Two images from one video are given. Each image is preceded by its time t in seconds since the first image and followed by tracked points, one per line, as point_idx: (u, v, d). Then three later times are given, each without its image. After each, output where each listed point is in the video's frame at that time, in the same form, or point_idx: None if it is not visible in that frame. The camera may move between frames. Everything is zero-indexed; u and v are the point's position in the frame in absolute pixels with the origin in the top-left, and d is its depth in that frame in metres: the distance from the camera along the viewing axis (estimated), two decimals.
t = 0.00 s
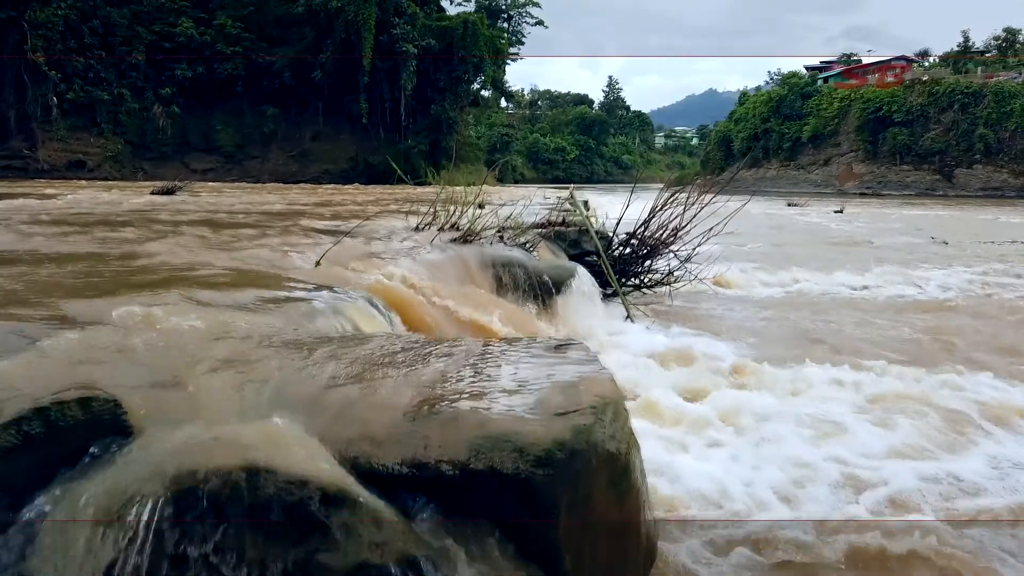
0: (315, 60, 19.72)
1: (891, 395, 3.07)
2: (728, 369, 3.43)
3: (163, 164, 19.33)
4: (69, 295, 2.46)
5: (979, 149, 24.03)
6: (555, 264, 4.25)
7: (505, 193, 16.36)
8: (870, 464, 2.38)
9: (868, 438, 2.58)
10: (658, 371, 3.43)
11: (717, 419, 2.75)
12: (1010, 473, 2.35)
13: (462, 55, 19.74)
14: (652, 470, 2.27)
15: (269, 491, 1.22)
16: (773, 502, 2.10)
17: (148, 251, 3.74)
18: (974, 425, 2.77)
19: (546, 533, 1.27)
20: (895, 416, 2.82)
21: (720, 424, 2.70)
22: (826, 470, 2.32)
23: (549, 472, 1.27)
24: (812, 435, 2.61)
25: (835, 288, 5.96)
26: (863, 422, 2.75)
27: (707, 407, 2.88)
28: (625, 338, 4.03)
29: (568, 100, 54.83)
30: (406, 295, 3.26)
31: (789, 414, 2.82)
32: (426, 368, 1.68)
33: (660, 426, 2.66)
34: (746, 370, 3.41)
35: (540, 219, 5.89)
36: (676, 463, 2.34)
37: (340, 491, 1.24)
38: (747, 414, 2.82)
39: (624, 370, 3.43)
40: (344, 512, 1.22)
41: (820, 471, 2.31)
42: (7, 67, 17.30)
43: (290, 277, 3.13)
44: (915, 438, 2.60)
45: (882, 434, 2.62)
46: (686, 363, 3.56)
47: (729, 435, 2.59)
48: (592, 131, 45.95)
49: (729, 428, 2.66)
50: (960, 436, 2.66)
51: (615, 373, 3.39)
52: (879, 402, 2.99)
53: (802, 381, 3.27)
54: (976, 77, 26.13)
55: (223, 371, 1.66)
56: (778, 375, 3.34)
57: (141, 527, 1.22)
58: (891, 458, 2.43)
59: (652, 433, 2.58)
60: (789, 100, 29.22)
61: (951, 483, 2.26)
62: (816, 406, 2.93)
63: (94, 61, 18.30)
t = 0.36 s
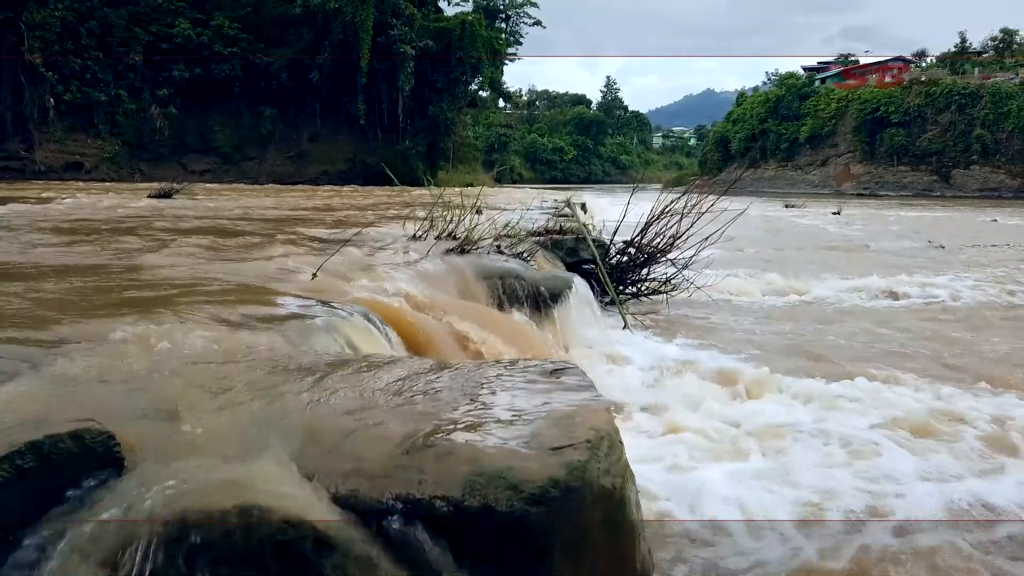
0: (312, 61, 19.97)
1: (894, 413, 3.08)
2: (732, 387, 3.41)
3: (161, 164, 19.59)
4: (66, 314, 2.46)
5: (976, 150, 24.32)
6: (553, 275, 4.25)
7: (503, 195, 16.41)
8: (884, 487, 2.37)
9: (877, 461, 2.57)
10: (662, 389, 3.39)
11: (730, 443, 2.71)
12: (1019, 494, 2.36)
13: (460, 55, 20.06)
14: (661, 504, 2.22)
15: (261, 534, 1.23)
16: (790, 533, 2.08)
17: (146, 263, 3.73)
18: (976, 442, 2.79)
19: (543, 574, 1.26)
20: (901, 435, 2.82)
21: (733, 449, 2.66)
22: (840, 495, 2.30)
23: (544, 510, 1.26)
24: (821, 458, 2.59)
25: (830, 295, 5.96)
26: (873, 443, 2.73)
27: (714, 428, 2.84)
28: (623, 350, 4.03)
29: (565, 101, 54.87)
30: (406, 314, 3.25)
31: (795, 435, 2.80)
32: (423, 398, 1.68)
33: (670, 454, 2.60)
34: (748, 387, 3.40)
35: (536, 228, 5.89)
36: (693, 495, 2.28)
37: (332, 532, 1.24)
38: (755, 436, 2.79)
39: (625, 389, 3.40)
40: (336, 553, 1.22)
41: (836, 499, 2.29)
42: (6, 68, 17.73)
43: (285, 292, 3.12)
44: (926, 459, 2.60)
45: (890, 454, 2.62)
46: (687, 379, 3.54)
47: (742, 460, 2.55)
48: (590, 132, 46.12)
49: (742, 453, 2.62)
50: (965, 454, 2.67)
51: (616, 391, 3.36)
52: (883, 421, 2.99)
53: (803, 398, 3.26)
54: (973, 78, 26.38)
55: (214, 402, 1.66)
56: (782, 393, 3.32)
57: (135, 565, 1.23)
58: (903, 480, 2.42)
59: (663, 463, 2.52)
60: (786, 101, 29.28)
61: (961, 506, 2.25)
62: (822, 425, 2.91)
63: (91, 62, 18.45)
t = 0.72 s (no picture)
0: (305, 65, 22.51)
1: (895, 430, 3.09)
2: (734, 403, 3.41)
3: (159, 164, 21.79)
4: (64, 335, 2.44)
5: (974, 151, 25.65)
6: (550, 288, 4.24)
7: (503, 199, 16.51)
8: (897, 512, 2.36)
9: (887, 484, 2.57)
10: (667, 405, 3.38)
11: (746, 468, 2.67)
12: None
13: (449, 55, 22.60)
14: (682, 533, 2.20)
15: None
16: (807, 561, 2.07)
17: (145, 277, 3.72)
18: (978, 461, 2.81)
19: None
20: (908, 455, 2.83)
21: (751, 474, 2.62)
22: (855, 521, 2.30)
23: (540, 554, 1.31)
24: (833, 481, 2.58)
25: (827, 304, 5.97)
26: (883, 464, 2.73)
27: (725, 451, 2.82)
28: (622, 363, 4.04)
29: (563, 101, 55.36)
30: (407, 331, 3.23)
31: (804, 456, 2.79)
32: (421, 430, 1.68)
33: (686, 480, 2.56)
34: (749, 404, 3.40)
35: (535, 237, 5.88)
36: (714, 524, 2.25)
37: None
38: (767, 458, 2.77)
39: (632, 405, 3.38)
40: None
41: (853, 525, 2.28)
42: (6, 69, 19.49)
43: (283, 309, 3.12)
44: (942, 483, 2.59)
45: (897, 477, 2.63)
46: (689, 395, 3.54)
47: (757, 486, 2.52)
48: (588, 132, 46.42)
49: (759, 478, 2.59)
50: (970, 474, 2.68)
51: (623, 408, 3.34)
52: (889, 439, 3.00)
53: (806, 416, 3.27)
54: (969, 80, 27.89)
55: (210, 431, 1.67)
56: (785, 410, 3.32)
57: None
58: (915, 504, 2.42)
59: (680, 491, 2.47)
60: (784, 102, 30.95)
61: (967, 530, 2.27)
62: (828, 444, 2.91)
63: (90, 62, 20.23)
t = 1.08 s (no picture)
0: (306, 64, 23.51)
1: (893, 446, 3.13)
2: (734, 416, 3.44)
3: (157, 166, 22.83)
4: (65, 358, 2.44)
5: (973, 152, 26.39)
6: (549, 300, 4.25)
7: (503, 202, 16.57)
8: (903, 535, 2.38)
9: (891, 503, 2.59)
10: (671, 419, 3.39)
11: (750, 488, 2.67)
12: None
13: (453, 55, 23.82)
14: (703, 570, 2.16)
15: None
16: None
17: (145, 291, 3.73)
18: (977, 478, 2.83)
19: None
20: (910, 473, 2.85)
21: (758, 496, 2.61)
22: (866, 542, 2.32)
23: None
24: (839, 501, 2.59)
25: (825, 312, 5.97)
26: (887, 484, 2.73)
27: (731, 470, 2.82)
28: (622, 374, 4.06)
29: (562, 100, 55.57)
30: (411, 350, 3.20)
31: (808, 475, 2.81)
32: (422, 460, 1.70)
33: (695, 502, 2.56)
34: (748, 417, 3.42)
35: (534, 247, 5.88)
36: (732, 560, 2.22)
37: None
38: (772, 477, 2.78)
39: (636, 419, 3.39)
40: None
41: (865, 549, 2.29)
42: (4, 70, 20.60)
43: (282, 326, 3.12)
44: (946, 504, 2.59)
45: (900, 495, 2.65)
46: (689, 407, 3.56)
47: (767, 508, 2.52)
48: (587, 132, 46.37)
49: (765, 501, 2.58)
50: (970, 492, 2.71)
51: (628, 422, 3.35)
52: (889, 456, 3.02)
53: (806, 429, 3.29)
54: (969, 81, 28.37)
55: (210, 461, 1.69)
56: (784, 424, 3.35)
57: None
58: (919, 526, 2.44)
59: (691, 513, 2.47)
60: (783, 103, 31.82)
61: (971, 554, 2.28)
62: (829, 461, 2.94)
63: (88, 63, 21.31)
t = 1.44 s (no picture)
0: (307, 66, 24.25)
1: (886, 458, 3.19)
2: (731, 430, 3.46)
3: (156, 167, 23.98)
4: (67, 380, 2.45)
5: (973, 154, 27.15)
6: (547, 312, 4.24)
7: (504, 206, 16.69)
8: (903, 556, 2.40)
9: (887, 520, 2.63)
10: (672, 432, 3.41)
11: (750, 508, 2.68)
12: None
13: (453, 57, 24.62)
14: None
15: None
16: None
17: (144, 306, 3.71)
18: (977, 497, 2.85)
19: None
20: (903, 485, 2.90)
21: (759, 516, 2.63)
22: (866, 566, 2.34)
23: None
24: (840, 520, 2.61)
25: (824, 322, 5.98)
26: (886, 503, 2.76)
27: (730, 485, 2.86)
28: (622, 386, 4.10)
29: (563, 100, 55.97)
30: (412, 367, 3.20)
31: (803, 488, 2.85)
32: (421, 494, 1.75)
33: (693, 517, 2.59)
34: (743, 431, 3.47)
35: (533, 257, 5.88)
36: None
37: None
38: (768, 491, 2.82)
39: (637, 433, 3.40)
40: None
41: (860, 567, 2.33)
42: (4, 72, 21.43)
43: (281, 343, 3.13)
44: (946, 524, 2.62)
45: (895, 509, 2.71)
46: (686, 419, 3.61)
47: (766, 523, 2.56)
48: (587, 132, 46.54)
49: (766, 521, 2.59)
50: (960, 503, 2.78)
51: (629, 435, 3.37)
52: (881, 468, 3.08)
53: (799, 444, 3.35)
54: (967, 82, 28.94)
55: (207, 487, 1.73)
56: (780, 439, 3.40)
57: None
58: (913, 541, 2.49)
59: (691, 531, 2.49)
60: (783, 104, 33.00)
61: None
62: (823, 474, 2.99)
63: (87, 65, 22.05)
